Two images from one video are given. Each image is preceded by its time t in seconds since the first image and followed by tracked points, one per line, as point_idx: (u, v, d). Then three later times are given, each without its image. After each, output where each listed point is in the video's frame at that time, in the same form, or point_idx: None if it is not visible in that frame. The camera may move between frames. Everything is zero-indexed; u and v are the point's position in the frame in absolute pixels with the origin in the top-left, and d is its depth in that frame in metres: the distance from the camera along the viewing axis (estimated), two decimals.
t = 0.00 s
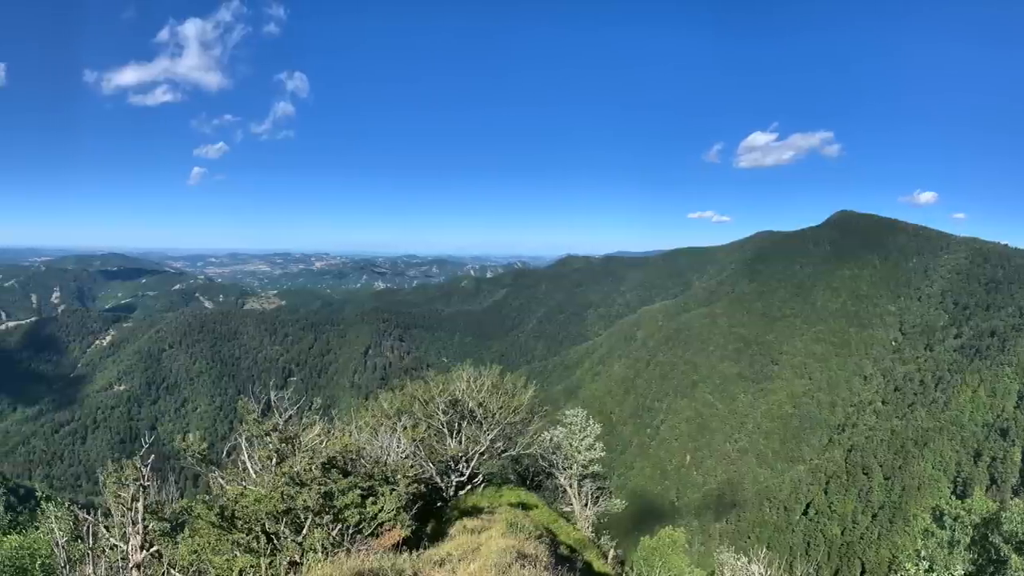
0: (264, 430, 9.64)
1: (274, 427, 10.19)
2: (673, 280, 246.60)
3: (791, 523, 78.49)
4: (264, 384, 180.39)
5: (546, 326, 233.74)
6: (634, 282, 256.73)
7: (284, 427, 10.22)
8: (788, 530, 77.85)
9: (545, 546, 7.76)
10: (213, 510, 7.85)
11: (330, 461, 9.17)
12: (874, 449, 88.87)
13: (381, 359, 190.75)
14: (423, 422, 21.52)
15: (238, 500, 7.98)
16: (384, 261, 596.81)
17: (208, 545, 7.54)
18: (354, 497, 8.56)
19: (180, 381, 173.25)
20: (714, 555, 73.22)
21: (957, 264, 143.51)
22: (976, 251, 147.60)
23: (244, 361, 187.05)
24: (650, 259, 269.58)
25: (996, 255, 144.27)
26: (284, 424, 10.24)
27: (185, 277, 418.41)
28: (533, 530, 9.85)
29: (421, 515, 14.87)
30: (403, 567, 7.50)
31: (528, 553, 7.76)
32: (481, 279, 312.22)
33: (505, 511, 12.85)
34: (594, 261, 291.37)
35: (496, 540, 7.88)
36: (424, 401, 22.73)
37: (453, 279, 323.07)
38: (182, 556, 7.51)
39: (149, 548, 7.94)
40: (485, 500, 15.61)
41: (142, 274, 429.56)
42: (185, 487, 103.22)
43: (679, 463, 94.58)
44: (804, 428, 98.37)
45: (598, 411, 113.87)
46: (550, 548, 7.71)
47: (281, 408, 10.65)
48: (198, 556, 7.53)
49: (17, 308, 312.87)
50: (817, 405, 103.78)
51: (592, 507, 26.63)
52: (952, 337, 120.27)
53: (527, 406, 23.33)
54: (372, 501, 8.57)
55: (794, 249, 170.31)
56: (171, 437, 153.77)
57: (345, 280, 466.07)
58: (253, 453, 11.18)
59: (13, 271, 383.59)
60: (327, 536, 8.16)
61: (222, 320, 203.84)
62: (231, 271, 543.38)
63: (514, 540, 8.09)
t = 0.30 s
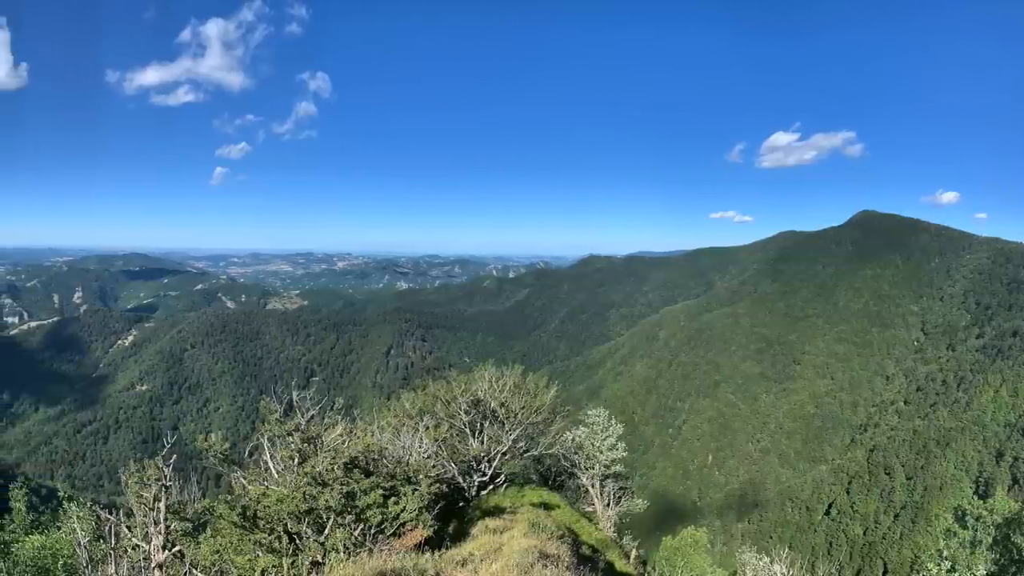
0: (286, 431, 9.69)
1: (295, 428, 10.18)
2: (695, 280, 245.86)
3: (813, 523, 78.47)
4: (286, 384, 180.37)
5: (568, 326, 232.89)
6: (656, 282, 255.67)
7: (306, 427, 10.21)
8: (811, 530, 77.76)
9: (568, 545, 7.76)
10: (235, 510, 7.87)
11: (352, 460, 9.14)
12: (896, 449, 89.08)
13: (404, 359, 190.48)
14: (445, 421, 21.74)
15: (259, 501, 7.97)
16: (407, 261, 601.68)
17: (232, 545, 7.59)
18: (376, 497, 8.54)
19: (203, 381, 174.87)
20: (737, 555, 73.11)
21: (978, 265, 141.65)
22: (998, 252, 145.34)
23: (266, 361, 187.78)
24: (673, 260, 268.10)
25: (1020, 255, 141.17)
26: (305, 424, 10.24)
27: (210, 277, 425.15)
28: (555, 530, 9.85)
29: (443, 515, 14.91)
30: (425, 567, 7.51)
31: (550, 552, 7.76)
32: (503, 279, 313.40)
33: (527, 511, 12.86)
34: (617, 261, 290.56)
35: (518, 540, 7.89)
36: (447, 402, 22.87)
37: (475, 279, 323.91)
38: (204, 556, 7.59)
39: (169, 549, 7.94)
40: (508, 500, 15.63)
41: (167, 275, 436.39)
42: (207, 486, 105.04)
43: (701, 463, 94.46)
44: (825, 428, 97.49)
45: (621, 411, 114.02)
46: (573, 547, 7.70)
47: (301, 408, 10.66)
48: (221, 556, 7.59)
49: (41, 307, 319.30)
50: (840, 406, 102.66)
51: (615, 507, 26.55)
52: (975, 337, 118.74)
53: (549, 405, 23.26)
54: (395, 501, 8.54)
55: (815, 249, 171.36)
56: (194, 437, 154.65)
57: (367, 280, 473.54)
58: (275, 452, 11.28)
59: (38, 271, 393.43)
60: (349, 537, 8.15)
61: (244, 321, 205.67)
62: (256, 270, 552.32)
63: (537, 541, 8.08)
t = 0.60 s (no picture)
0: (308, 431, 9.81)
1: (319, 427, 10.22)
2: (717, 281, 243.88)
3: (835, 523, 78.25)
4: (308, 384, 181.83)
5: (590, 326, 231.37)
6: (679, 282, 253.76)
7: (330, 427, 10.23)
8: (832, 530, 77.60)
9: (590, 547, 7.73)
10: (257, 510, 7.97)
11: (375, 460, 9.15)
12: (917, 449, 88.18)
13: (426, 359, 189.97)
14: (466, 422, 21.97)
15: (282, 500, 8.06)
16: (430, 262, 606.71)
17: (255, 545, 7.69)
18: (399, 497, 8.57)
19: (225, 381, 178.10)
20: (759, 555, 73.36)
21: (1000, 266, 137.19)
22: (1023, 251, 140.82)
23: (288, 361, 189.91)
24: (695, 260, 265.93)
25: None
26: (329, 424, 10.27)
27: (235, 278, 433.47)
28: (578, 531, 9.86)
29: (465, 514, 15.00)
30: (447, 567, 7.50)
31: (573, 553, 7.77)
32: (525, 279, 313.56)
33: (549, 511, 12.84)
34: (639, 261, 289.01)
35: (540, 540, 7.91)
36: (469, 402, 23.14)
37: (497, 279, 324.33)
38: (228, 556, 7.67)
39: (193, 547, 8.05)
40: (529, 500, 15.63)
41: (190, 276, 447.09)
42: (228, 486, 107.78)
43: (724, 463, 94.41)
44: (848, 428, 97.65)
45: (643, 410, 114.25)
46: (595, 548, 7.66)
47: (325, 408, 10.77)
48: (245, 556, 7.65)
49: (64, 308, 327.88)
50: (862, 406, 102.42)
51: (636, 507, 27.12)
52: (997, 337, 114.91)
53: (572, 405, 23.44)
54: (417, 501, 8.58)
55: (837, 250, 170.16)
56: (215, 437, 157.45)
57: (390, 279, 482.30)
58: (297, 452, 11.40)
59: (60, 271, 403.65)
60: (372, 536, 8.18)
61: (266, 321, 208.25)
62: (281, 271, 563.13)
63: (559, 541, 8.08)
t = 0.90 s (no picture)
0: (329, 431, 9.84)
1: (340, 428, 10.26)
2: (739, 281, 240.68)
3: (857, 522, 77.30)
4: (330, 384, 183.10)
5: (612, 326, 229.60)
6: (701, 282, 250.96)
7: (351, 427, 10.24)
8: (855, 530, 76.80)
9: (612, 546, 7.73)
10: (279, 510, 8.01)
11: (396, 461, 9.18)
12: (940, 449, 86.93)
13: (448, 359, 189.21)
14: (489, 421, 22.04)
15: (303, 500, 8.08)
16: (452, 261, 610.55)
17: (277, 544, 7.77)
18: (420, 497, 8.60)
19: (247, 381, 181.32)
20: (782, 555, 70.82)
21: None
22: None
23: (310, 361, 192.67)
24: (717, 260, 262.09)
25: None
26: (350, 424, 10.29)
27: (260, 278, 441.49)
28: (600, 530, 9.84)
29: (486, 515, 15.02)
30: (470, 567, 7.49)
31: (595, 553, 7.77)
32: (547, 279, 311.96)
33: (571, 511, 12.84)
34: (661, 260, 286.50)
35: (563, 540, 7.89)
36: (491, 402, 23.41)
37: (519, 279, 324.83)
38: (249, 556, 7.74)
39: (215, 547, 8.13)
40: (551, 500, 15.58)
41: (211, 276, 455.62)
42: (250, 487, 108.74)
43: (746, 463, 92.52)
44: (869, 428, 95.31)
45: (665, 410, 113.87)
46: (617, 548, 7.67)
47: (345, 408, 10.80)
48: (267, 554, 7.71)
49: (86, 308, 337.41)
50: (884, 406, 99.52)
51: (659, 507, 27.54)
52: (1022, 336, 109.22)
53: (594, 405, 23.51)
54: (439, 501, 8.61)
55: (859, 248, 166.71)
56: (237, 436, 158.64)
57: (411, 279, 488.94)
58: (319, 451, 11.55)
59: (83, 271, 412.03)
60: (394, 536, 8.17)
61: (289, 321, 212.07)
62: (305, 271, 572.74)
63: (582, 540, 8.09)
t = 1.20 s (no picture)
0: (352, 431, 9.98)
1: (364, 429, 10.39)
2: (762, 281, 237.66)
3: (879, 523, 74.04)
4: (352, 383, 185.56)
5: (634, 326, 228.73)
6: (723, 282, 248.74)
7: (374, 429, 10.34)
8: (877, 530, 73.40)
9: (633, 547, 7.73)
10: (302, 510, 8.12)
11: (419, 460, 9.23)
12: (963, 449, 81.31)
13: (470, 359, 189.16)
14: (511, 421, 22.34)
15: (326, 501, 8.17)
16: (475, 261, 615.18)
17: (299, 545, 7.86)
18: (442, 497, 8.66)
19: (269, 381, 184.12)
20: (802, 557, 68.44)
21: None
22: None
23: (332, 361, 195.72)
24: (739, 261, 259.89)
25: None
26: (373, 425, 10.39)
27: (284, 279, 450.21)
28: (623, 531, 9.83)
29: (509, 515, 15.15)
30: (492, 567, 7.50)
31: (617, 553, 7.77)
32: (569, 279, 311.63)
33: (592, 511, 12.85)
34: (684, 261, 284.71)
35: (585, 540, 7.88)
36: (514, 402, 23.70)
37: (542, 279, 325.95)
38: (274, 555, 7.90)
39: (236, 547, 8.22)
40: (574, 499, 15.61)
41: (233, 276, 468.87)
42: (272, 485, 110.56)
43: (768, 463, 90.83)
44: (891, 428, 90.90)
45: (687, 411, 112.94)
46: (640, 548, 7.66)
47: (368, 409, 10.91)
48: (291, 555, 7.82)
49: (110, 308, 347.90)
50: (906, 406, 95.04)
51: (682, 506, 27.88)
52: None
53: (615, 405, 23.54)
54: (462, 501, 8.65)
55: (881, 249, 164.77)
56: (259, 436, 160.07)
57: (434, 279, 495.61)
58: (342, 452, 11.79)
59: (105, 271, 422.83)
60: (417, 536, 8.24)
61: (311, 321, 216.21)
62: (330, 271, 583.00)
63: (604, 540, 8.09)
